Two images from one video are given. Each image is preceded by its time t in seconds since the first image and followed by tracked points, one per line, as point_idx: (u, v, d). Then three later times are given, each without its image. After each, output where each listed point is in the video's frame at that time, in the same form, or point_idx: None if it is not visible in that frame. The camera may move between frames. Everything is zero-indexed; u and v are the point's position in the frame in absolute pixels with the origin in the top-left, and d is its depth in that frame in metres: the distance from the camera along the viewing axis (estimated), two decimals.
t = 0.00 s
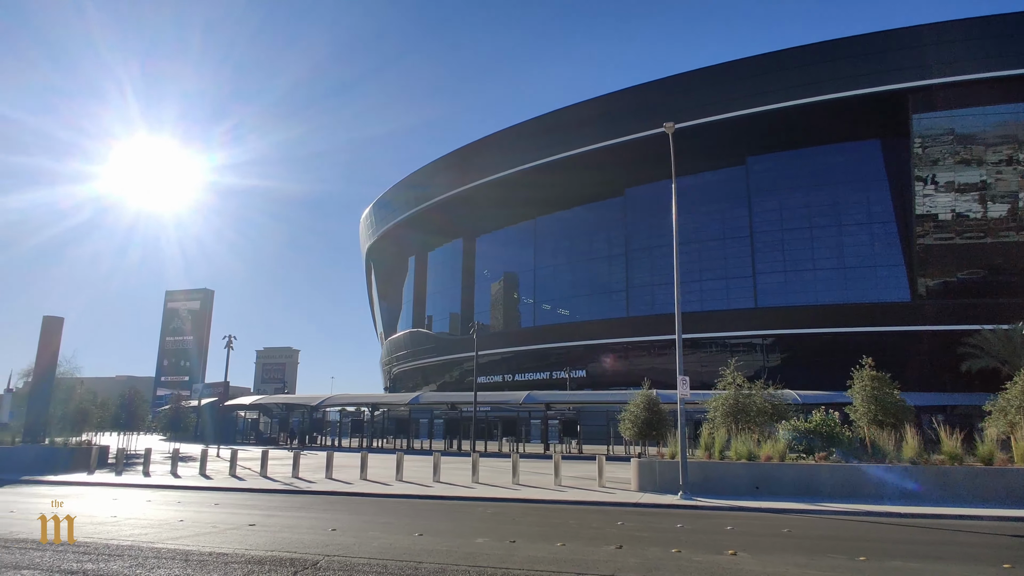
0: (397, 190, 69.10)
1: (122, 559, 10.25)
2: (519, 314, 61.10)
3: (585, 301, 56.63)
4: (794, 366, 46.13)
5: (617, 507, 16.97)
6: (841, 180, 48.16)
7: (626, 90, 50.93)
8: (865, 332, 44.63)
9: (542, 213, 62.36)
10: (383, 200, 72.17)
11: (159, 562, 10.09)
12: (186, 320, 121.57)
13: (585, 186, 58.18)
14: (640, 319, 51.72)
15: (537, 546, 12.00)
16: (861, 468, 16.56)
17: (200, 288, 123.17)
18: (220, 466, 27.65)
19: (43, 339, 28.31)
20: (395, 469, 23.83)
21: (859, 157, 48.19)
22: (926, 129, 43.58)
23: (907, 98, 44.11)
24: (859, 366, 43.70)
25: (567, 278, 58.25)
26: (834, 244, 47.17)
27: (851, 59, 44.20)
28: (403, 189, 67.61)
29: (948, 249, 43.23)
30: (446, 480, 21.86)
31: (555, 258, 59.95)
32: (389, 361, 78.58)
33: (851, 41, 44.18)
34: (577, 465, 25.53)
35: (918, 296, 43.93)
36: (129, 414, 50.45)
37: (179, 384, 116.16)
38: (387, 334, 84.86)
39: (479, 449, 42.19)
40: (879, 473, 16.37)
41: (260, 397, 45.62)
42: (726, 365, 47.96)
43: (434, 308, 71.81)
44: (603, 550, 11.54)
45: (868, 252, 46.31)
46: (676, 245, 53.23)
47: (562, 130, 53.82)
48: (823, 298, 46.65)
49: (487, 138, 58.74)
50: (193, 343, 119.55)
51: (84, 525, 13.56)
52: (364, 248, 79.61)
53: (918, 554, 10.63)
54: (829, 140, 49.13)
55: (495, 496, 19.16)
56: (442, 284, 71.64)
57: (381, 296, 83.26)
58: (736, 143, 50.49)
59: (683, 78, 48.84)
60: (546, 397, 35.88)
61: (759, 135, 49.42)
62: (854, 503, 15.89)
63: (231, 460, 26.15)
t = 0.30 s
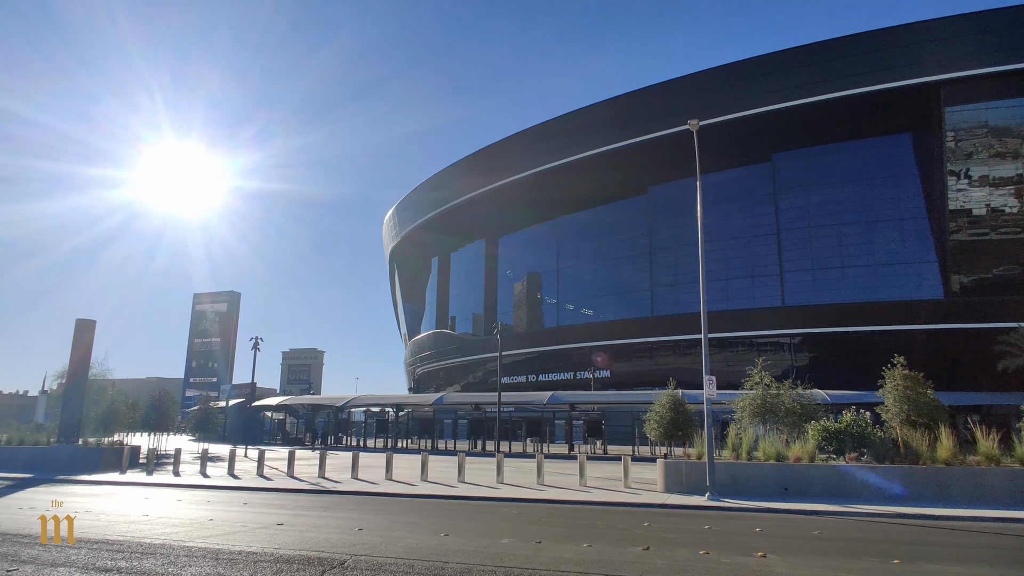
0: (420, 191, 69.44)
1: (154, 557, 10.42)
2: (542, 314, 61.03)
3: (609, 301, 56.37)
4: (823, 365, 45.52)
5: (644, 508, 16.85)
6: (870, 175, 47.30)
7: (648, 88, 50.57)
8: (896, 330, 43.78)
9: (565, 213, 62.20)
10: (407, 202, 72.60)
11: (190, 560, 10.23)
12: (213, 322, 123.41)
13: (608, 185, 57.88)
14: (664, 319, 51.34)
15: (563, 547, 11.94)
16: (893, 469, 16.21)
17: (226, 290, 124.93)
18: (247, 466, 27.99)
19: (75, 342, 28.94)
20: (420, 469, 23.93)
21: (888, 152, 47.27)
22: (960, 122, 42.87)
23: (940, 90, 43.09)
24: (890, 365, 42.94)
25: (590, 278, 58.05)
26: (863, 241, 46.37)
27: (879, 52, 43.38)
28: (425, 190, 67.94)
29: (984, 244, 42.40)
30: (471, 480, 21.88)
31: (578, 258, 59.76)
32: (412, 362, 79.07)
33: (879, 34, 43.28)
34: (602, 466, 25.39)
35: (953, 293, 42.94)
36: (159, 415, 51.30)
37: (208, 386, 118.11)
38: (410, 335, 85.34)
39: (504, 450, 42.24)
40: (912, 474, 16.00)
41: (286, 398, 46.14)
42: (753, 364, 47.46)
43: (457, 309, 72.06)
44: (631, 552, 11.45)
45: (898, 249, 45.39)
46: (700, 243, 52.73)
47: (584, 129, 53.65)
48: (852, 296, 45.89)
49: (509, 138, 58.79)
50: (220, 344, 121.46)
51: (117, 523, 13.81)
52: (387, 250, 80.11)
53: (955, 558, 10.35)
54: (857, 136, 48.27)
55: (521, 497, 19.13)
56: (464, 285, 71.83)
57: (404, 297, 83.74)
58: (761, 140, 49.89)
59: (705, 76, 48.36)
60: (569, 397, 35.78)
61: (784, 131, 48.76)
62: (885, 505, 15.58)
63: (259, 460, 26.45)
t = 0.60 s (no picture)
0: (441, 192, 69.70)
1: (183, 555, 10.55)
2: (564, 314, 60.88)
3: (630, 301, 56.06)
4: (851, 364, 44.80)
5: (669, 508, 16.69)
6: (897, 171, 46.49)
7: (668, 86, 50.25)
8: (926, 328, 42.96)
9: (586, 213, 61.99)
10: (428, 203, 72.95)
11: (218, 559, 10.34)
12: (238, 324, 125.01)
13: (631, 184, 57.54)
14: (687, 318, 50.93)
15: (588, 548, 11.88)
16: (925, 470, 15.82)
17: (250, 292, 126.44)
18: (272, 466, 28.26)
19: (104, 344, 29.49)
20: (443, 470, 23.98)
21: (916, 146, 46.40)
22: (990, 115, 42.05)
23: (970, 81, 42.30)
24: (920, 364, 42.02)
25: (611, 277, 57.81)
26: (890, 238, 45.58)
27: (906, 46, 42.64)
28: (447, 191, 68.18)
29: (1017, 240, 41.46)
30: (493, 480, 21.87)
31: (599, 258, 59.53)
32: (434, 363, 79.38)
33: (905, 27, 42.54)
34: (626, 466, 25.23)
35: (985, 290, 42.00)
36: (185, 415, 52.03)
37: (233, 386, 119.66)
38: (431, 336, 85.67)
39: (526, 450, 42.20)
40: (944, 475, 15.64)
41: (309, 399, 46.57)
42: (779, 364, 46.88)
43: (479, 309, 72.19)
44: (657, 553, 11.35)
45: (927, 245, 44.53)
46: (723, 241, 52.20)
47: (604, 128, 53.44)
48: (879, 294, 45.13)
49: (530, 138, 58.77)
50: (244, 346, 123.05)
51: (147, 522, 14.02)
52: (408, 251, 80.50)
53: (991, 561, 10.09)
54: (884, 131, 47.44)
55: (544, 497, 19.07)
56: (485, 286, 71.94)
57: (426, 298, 84.08)
58: (786, 137, 49.29)
59: (726, 72, 47.94)
60: (592, 398, 35.64)
61: (808, 128, 48.12)
62: (917, 507, 15.26)
63: (283, 460, 26.69)
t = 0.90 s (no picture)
0: (461, 193, 69.84)
1: (209, 554, 10.67)
2: (584, 313, 60.69)
3: (651, 300, 55.72)
4: (878, 362, 44.12)
5: (693, 509, 16.52)
6: (924, 166, 45.64)
7: (687, 83, 49.87)
8: (956, 326, 42.21)
9: (606, 212, 61.73)
10: (447, 203, 73.25)
11: (243, 558, 10.45)
12: (261, 326, 126.38)
13: (651, 182, 57.17)
14: (709, 317, 50.49)
15: (612, 548, 11.80)
16: (958, 471, 15.46)
17: (272, 294, 127.74)
18: (296, 466, 28.49)
19: (131, 346, 29.98)
20: (465, 470, 23.99)
21: (943, 141, 45.53)
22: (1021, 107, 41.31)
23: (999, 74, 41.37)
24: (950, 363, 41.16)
25: (632, 277, 57.51)
26: (917, 234, 44.80)
27: (932, 38, 41.83)
28: (466, 191, 68.33)
29: None
30: (516, 481, 21.83)
31: (620, 257, 59.21)
32: (455, 363, 79.61)
33: (931, 19, 41.73)
34: (649, 467, 25.05)
35: (1016, 286, 41.27)
36: (211, 416, 52.82)
37: (257, 387, 120.97)
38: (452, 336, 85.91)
39: (548, 450, 42.12)
40: (976, 477, 15.29)
41: (331, 400, 46.89)
42: (803, 362, 46.30)
43: (499, 309, 72.24)
44: (681, 554, 11.24)
45: (956, 241, 43.66)
46: (745, 239, 51.67)
47: (624, 126, 53.17)
48: (906, 292, 44.33)
49: (550, 137, 58.66)
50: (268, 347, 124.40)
51: (174, 521, 14.18)
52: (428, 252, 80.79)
53: None
54: (910, 126, 46.59)
55: (567, 497, 19.00)
56: (506, 285, 71.97)
57: (446, 298, 84.31)
58: (809, 133, 48.62)
59: (747, 68, 47.44)
60: (614, 398, 35.41)
61: (832, 123, 47.43)
62: (948, 509, 14.93)
63: (307, 460, 26.90)
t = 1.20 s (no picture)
0: (479, 194, 69.96)
1: (234, 553, 10.79)
2: (604, 313, 60.41)
3: (671, 299, 55.37)
4: (904, 362, 43.49)
5: (717, 510, 16.37)
6: (950, 161, 44.80)
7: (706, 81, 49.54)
8: (984, 324, 41.44)
9: (624, 211, 61.46)
10: (466, 204, 73.48)
11: (268, 557, 10.56)
12: (283, 327, 127.73)
13: (670, 181, 56.80)
14: (731, 316, 50.06)
15: (635, 550, 11.70)
16: (988, 472, 15.16)
17: (293, 296, 128.99)
18: (318, 466, 28.72)
19: (156, 348, 30.46)
20: (485, 470, 24.03)
21: (970, 136, 44.68)
22: None
23: None
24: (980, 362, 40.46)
25: (651, 276, 57.18)
26: (944, 231, 43.99)
27: (957, 32, 41.15)
28: (484, 192, 68.45)
29: None
30: (536, 481, 21.82)
31: (640, 256, 58.90)
32: (474, 363, 79.77)
33: (956, 12, 41.00)
34: (671, 467, 24.87)
35: None
36: (234, 416, 53.52)
37: (279, 387, 122.22)
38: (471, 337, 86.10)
39: (568, 451, 42.03)
40: (1007, 478, 14.98)
41: (352, 401, 47.24)
42: (828, 362, 45.75)
43: (518, 310, 72.22)
44: (705, 555, 11.15)
45: (984, 238, 42.82)
46: (766, 238, 51.13)
47: (642, 125, 52.92)
48: (933, 290, 43.54)
49: (568, 137, 58.62)
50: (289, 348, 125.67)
51: (200, 520, 14.37)
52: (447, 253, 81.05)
53: None
54: (935, 121, 45.75)
55: (588, 498, 18.92)
56: (524, 286, 71.96)
57: (465, 300, 84.49)
58: (831, 129, 47.93)
59: (766, 65, 46.97)
60: (635, 398, 35.23)
61: (855, 119, 46.74)
62: (978, 511, 14.63)
63: (329, 460, 27.13)
